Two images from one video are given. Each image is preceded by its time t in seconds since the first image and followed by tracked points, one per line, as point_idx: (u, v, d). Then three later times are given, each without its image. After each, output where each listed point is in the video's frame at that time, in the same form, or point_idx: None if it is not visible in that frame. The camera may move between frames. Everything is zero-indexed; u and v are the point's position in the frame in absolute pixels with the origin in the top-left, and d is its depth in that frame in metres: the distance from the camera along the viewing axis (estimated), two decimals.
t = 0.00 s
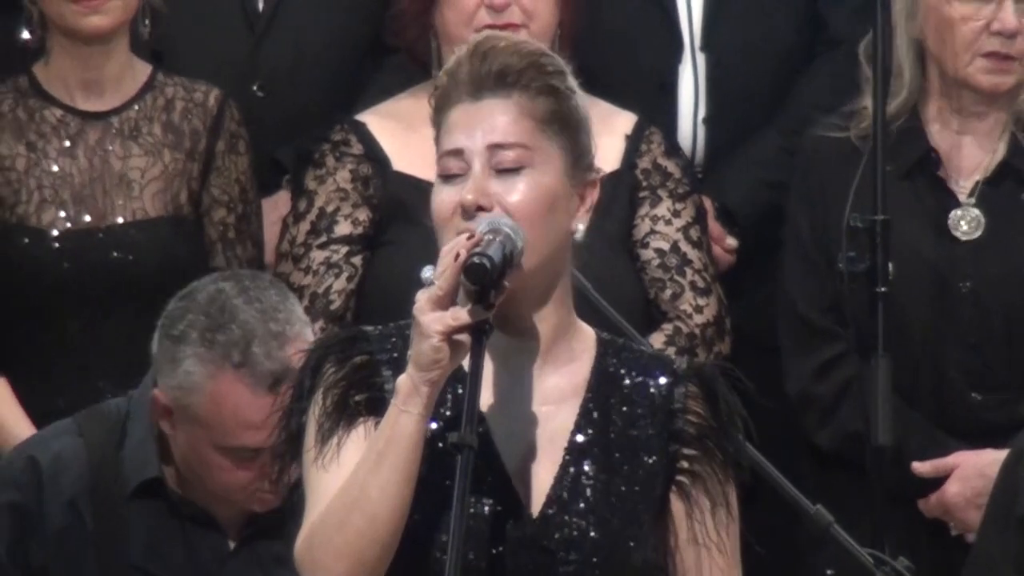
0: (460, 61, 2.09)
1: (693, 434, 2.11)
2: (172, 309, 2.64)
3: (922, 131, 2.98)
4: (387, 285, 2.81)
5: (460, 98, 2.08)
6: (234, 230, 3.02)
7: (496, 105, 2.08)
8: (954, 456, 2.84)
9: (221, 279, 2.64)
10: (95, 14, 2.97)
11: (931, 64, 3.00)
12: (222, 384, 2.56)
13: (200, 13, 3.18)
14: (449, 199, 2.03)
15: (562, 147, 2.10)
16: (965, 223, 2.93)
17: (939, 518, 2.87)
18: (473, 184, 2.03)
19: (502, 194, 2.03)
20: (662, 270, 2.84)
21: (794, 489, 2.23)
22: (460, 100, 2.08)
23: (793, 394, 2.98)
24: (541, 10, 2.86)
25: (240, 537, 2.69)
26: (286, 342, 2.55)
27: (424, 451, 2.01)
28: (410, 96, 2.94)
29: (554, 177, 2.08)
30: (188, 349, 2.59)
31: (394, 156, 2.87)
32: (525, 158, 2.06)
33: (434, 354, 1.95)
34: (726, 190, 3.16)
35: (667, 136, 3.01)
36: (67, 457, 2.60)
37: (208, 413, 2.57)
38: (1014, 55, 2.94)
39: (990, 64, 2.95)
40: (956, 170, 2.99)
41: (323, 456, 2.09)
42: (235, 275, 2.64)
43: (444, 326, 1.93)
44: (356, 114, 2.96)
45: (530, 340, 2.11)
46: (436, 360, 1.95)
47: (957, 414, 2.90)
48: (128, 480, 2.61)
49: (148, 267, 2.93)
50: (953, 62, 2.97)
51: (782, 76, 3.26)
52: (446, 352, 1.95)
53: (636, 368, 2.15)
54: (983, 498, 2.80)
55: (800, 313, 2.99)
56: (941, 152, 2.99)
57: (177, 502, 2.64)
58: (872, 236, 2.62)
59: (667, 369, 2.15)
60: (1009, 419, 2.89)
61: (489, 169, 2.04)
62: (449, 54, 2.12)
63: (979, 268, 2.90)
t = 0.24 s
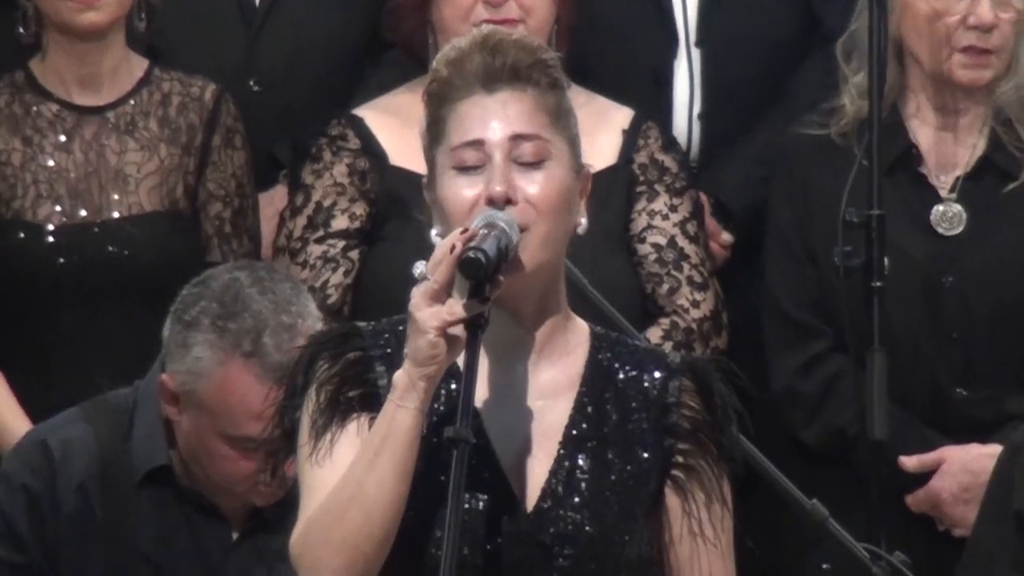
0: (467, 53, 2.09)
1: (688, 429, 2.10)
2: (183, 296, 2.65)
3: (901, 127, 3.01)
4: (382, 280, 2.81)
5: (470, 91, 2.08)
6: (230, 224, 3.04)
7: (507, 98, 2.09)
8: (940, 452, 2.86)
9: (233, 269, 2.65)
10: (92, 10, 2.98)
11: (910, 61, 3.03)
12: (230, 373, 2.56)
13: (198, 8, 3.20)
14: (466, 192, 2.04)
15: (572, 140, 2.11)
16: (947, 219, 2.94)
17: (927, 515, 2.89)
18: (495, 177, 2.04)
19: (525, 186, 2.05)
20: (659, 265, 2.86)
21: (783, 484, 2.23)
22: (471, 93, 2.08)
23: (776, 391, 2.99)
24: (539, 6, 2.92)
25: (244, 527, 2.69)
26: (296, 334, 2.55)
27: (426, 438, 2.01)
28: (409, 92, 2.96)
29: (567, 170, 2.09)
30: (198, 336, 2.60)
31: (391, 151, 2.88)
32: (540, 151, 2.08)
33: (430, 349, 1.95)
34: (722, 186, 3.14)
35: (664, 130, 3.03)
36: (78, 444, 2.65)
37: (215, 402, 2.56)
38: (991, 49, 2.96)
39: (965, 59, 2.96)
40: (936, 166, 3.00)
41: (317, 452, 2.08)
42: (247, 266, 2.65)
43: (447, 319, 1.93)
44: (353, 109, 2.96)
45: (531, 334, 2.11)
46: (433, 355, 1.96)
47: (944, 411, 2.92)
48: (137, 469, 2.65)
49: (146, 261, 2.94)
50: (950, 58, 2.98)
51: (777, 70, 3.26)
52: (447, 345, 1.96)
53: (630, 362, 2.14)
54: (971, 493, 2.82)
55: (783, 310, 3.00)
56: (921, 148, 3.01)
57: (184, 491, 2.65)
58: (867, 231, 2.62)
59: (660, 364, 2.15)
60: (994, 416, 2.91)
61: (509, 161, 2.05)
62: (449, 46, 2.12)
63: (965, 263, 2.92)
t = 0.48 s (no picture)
0: (468, 49, 2.10)
1: (687, 424, 2.11)
2: (211, 303, 2.62)
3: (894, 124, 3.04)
4: (379, 275, 2.82)
5: (469, 87, 2.09)
6: (222, 219, 3.07)
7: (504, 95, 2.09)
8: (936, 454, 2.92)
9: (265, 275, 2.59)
10: (83, 8, 3.01)
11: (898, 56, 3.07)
12: (258, 380, 2.54)
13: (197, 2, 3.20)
14: (461, 189, 2.04)
15: (570, 138, 2.11)
16: (939, 217, 2.99)
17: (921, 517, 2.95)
18: (488, 175, 2.04)
19: (517, 184, 2.04)
20: (659, 260, 2.87)
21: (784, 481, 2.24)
22: (470, 89, 2.09)
23: (771, 391, 3.01)
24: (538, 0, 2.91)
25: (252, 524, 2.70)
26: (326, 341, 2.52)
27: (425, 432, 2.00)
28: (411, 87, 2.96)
29: (564, 168, 2.10)
30: (228, 345, 2.56)
31: (390, 146, 2.88)
32: (537, 149, 2.08)
33: (431, 346, 1.96)
34: (720, 182, 3.14)
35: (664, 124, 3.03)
36: (86, 438, 2.67)
37: (242, 407, 2.55)
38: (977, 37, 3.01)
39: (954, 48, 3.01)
40: (930, 163, 3.04)
41: (320, 449, 2.08)
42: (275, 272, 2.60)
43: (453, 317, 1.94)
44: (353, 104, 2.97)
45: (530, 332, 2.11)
46: (434, 351, 1.96)
47: (939, 407, 2.98)
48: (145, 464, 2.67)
49: (142, 255, 2.97)
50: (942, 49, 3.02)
51: (774, 63, 3.25)
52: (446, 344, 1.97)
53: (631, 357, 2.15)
54: (965, 495, 2.88)
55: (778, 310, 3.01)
56: (915, 145, 3.04)
57: (193, 486, 2.68)
58: (866, 225, 2.63)
59: (661, 359, 2.15)
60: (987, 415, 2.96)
61: (503, 159, 2.05)
62: (451, 41, 2.13)
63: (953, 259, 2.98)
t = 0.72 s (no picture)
0: (466, 51, 2.09)
1: (684, 425, 2.10)
2: (221, 306, 2.55)
3: (905, 123, 3.05)
4: (375, 277, 2.84)
5: (467, 90, 2.09)
6: (207, 222, 3.08)
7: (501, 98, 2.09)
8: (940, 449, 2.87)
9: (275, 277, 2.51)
10: (68, 17, 3.03)
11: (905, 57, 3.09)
12: (270, 382, 2.47)
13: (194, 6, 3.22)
14: (458, 192, 2.04)
15: (568, 140, 2.11)
16: (950, 215, 2.98)
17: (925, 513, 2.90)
18: (486, 178, 2.04)
19: (515, 188, 2.05)
20: (654, 263, 2.87)
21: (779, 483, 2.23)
22: (468, 92, 2.09)
23: (776, 385, 3.01)
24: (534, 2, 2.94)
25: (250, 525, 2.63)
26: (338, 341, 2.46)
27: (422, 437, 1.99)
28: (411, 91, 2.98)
29: (563, 171, 2.10)
30: (239, 348, 2.50)
31: (385, 149, 2.90)
32: (534, 153, 2.08)
33: (427, 347, 1.97)
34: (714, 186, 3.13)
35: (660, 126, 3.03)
36: (86, 437, 2.61)
37: (252, 409, 2.49)
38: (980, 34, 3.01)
39: (955, 46, 3.01)
40: (943, 162, 3.03)
41: (317, 451, 2.07)
42: (284, 273, 2.52)
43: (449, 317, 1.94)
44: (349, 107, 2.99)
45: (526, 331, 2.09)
46: (430, 352, 1.97)
47: (944, 408, 2.96)
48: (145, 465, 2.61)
49: (127, 259, 2.98)
50: (937, 51, 3.02)
51: (767, 67, 3.24)
52: (442, 345, 1.97)
53: (627, 358, 2.14)
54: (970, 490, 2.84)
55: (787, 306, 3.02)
56: (927, 143, 3.05)
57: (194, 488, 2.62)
58: (861, 229, 2.61)
59: (659, 361, 2.14)
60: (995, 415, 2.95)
61: (501, 162, 2.05)
62: (450, 42, 2.12)
63: (963, 259, 2.96)
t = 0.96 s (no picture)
0: (448, 44, 2.05)
1: (667, 418, 2.08)
2: (201, 300, 2.54)
3: (909, 120, 3.05)
4: (361, 274, 2.84)
5: (449, 84, 2.05)
6: (183, 217, 3.07)
7: (484, 93, 2.05)
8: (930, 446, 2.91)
9: (256, 271, 2.50)
10: (43, 12, 3.02)
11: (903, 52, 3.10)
12: (250, 376, 2.46)
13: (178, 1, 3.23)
14: (441, 188, 2.00)
15: (552, 135, 2.08)
16: (949, 212, 2.98)
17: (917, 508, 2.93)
18: (470, 173, 2.00)
19: (500, 184, 2.01)
20: (639, 259, 2.86)
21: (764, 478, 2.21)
22: (450, 86, 2.05)
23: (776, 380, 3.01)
24: None
25: (234, 520, 2.63)
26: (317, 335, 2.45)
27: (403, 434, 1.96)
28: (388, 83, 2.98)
29: (546, 167, 2.06)
30: (219, 342, 2.49)
31: (371, 143, 2.88)
32: (518, 148, 2.04)
33: (411, 342, 1.93)
34: (699, 178, 3.10)
35: (644, 119, 3.02)
36: (70, 433, 2.60)
37: (234, 402, 2.48)
38: (970, 26, 3.02)
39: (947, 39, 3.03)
40: (945, 159, 3.04)
41: (300, 446, 2.04)
42: (265, 267, 2.51)
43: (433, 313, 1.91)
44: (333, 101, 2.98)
45: (510, 326, 2.09)
46: (415, 347, 1.93)
47: (936, 403, 2.96)
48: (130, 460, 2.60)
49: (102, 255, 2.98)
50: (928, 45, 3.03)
51: (749, 60, 3.22)
52: (427, 340, 1.93)
53: (609, 350, 2.13)
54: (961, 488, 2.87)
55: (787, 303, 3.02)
56: (929, 140, 3.05)
57: (178, 482, 2.61)
58: (845, 223, 2.59)
59: (640, 353, 2.13)
60: (987, 411, 2.94)
61: (485, 158, 2.02)
62: (431, 34, 2.08)
63: (958, 257, 2.95)
